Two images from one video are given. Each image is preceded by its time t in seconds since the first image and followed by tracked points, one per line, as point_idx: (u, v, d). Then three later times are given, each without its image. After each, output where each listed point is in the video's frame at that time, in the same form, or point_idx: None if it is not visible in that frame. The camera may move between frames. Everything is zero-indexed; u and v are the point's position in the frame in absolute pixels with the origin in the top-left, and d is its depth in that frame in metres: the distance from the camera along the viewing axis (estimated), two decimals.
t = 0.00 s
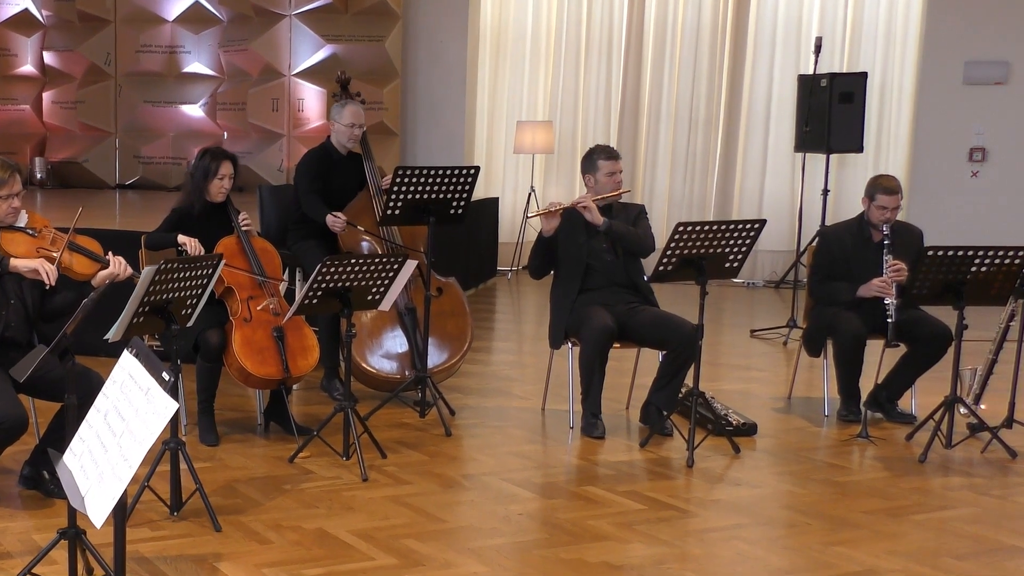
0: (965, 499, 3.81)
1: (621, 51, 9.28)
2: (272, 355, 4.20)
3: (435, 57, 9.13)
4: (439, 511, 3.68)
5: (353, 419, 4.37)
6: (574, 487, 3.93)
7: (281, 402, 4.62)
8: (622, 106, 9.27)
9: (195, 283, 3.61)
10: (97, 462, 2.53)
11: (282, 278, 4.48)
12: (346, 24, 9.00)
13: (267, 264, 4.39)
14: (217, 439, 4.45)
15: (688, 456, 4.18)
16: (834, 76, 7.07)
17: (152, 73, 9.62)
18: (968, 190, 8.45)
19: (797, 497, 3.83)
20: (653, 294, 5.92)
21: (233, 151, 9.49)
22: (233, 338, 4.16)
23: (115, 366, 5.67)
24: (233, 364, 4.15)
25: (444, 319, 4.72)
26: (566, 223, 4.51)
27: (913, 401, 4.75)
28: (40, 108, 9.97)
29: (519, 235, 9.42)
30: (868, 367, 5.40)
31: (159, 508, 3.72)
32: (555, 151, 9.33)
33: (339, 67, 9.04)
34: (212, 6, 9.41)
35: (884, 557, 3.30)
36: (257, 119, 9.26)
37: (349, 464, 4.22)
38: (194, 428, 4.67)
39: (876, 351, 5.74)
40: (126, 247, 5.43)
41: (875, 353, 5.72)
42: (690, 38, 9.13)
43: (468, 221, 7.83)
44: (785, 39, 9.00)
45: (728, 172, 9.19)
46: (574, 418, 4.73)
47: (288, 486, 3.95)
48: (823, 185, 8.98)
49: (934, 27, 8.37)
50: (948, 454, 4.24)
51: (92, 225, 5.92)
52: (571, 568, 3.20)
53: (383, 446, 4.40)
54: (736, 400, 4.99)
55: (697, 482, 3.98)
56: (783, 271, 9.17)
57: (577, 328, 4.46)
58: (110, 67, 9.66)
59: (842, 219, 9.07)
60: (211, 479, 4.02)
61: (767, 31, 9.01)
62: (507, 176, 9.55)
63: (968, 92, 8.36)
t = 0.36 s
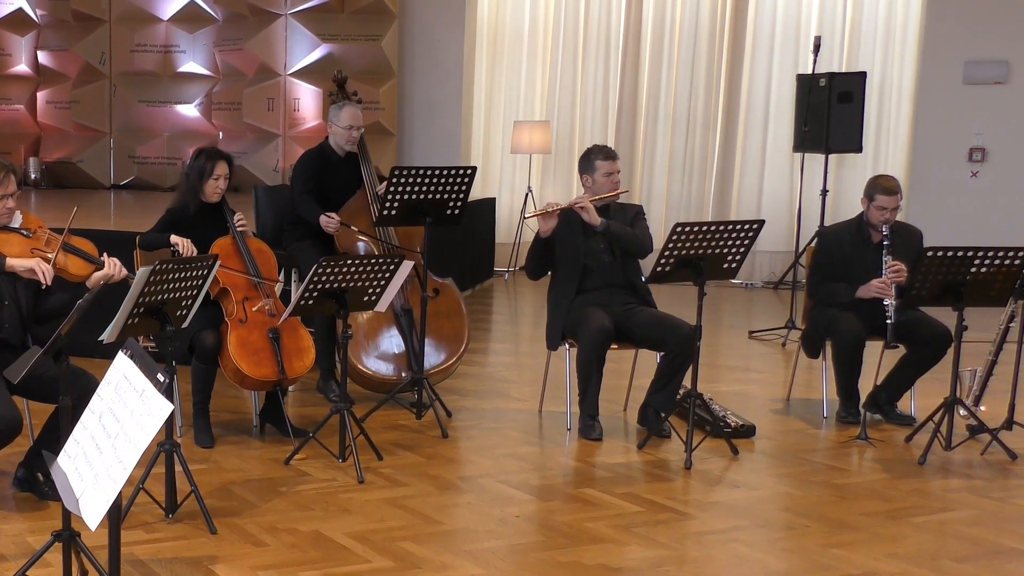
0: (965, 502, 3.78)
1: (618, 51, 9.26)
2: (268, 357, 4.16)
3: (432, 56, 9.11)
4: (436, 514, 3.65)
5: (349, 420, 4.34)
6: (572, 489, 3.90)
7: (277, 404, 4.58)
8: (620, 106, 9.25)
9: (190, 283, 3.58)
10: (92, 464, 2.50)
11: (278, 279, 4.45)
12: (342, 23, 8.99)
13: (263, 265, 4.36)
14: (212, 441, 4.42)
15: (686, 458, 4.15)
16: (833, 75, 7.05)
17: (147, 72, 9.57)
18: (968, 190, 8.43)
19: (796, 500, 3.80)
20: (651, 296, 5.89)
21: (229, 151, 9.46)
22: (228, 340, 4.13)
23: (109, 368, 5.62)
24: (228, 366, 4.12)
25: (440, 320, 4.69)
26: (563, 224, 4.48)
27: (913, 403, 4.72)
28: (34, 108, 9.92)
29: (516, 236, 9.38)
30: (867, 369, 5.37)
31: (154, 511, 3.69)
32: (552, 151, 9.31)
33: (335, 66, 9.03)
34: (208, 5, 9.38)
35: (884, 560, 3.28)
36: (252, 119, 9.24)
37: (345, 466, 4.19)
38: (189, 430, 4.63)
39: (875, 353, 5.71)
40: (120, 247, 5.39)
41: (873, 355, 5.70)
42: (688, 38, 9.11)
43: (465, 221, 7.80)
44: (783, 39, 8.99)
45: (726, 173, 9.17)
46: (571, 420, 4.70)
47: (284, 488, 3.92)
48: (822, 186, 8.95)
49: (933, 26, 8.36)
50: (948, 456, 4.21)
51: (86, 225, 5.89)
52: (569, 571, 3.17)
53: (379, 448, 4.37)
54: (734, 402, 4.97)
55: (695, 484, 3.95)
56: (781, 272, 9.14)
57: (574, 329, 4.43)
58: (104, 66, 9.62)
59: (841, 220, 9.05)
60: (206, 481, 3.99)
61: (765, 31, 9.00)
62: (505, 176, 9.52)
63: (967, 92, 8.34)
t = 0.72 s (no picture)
0: (964, 504, 3.76)
1: (616, 50, 9.23)
2: (264, 358, 4.14)
3: (429, 56, 9.07)
4: (432, 516, 3.62)
5: (346, 421, 4.31)
6: (569, 491, 3.88)
7: (272, 405, 4.55)
8: (618, 106, 9.23)
9: (185, 285, 3.55)
10: (87, 466, 2.47)
11: (274, 280, 4.42)
12: (338, 23, 8.96)
13: (258, 265, 4.33)
14: (207, 443, 4.39)
15: (685, 460, 4.13)
16: (832, 75, 7.02)
17: (142, 71, 9.54)
18: (968, 191, 8.42)
19: (795, 502, 3.78)
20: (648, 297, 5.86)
21: (224, 151, 9.43)
22: (224, 340, 4.10)
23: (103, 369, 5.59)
24: (223, 367, 4.09)
25: (437, 321, 4.66)
26: (561, 224, 4.46)
27: (912, 404, 4.70)
28: (28, 108, 9.90)
29: (513, 237, 9.36)
30: (867, 371, 5.35)
31: (149, 513, 3.66)
32: (550, 151, 9.28)
33: (331, 66, 9.00)
34: (203, 4, 9.34)
35: (883, 562, 3.26)
36: (247, 119, 9.21)
37: (342, 468, 4.16)
38: (184, 432, 4.60)
39: (874, 354, 5.69)
40: (114, 247, 5.36)
41: (873, 356, 5.68)
42: (686, 38, 9.09)
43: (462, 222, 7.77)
44: (782, 38, 8.97)
45: (724, 173, 9.15)
46: (569, 421, 4.68)
47: (280, 490, 3.89)
48: (821, 186, 8.93)
49: (933, 26, 8.34)
50: (947, 458, 4.19)
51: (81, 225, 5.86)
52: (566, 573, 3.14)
53: (376, 449, 4.34)
54: (732, 403, 4.94)
55: (693, 486, 3.93)
56: (780, 274, 9.12)
57: (572, 330, 4.41)
58: (99, 66, 9.60)
59: (839, 221, 9.03)
60: (201, 483, 3.96)
61: (764, 31, 8.97)
62: (502, 176, 9.50)
63: (968, 92, 8.32)
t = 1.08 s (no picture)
0: (964, 506, 3.74)
1: (614, 50, 9.21)
2: (259, 359, 4.11)
3: (426, 56, 9.04)
4: (428, 518, 3.60)
5: (342, 423, 4.29)
6: (566, 493, 3.85)
7: (268, 406, 4.52)
8: (616, 106, 9.21)
9: (180, 285, 3.52)
10: (81, 468, 2.44)
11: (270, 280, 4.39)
12: (334, 22, 8.93)
13: (254, 266, 4.29)
14: (203, 444, 4.35)
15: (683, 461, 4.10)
16: (831, 74, 6.99)
17: (137, 71, 9.52)
18: (968, 191, 8.40)
19: (793, 504, 3.76)
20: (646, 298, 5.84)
21: (219, 151, 9.39)
22: (219, 341, 4.07)
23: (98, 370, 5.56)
24: (218, 368, 4.06)
25: (434, 322, 4.63)
26: (558, 225, 4.44)
27: (911, 406, 4.68)
28: (23, 107, 9.88)
29: (510, 238, 9.33)
30: (866, 372, 5.33)
31: (144, 515, 3.63)
32: (547, 151, 9.25)
33: (327, 65, 8.97)
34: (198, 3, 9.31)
35: (882, 565, 3.24)
36: (243, 119, 9.18)
37: (338, 470, 4.13)
38: (179, 433, 4.57)
39: (873, 355, 5.67)
40: (107, 247, 5.33)
41: (872, 357, 5.66)
42: (684, 38, 9.06)
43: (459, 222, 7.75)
44: (781, 38, 8.94)
45: (723, 173, 9.12)
46: (566, 423, 4.65)
47: (276, 492, 3.86)
48: (820, 187, 8.91)
49: (932, 24, 8.32)
50: (947, 459, 4.17)
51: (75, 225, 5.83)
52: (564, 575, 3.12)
53: (372, 451, 4.31)
54: (731, 405, 4.92)
55: (691, 488, 3.91)
56: (778, 275, 9.10)
57: (569, 331, 4.39)
58: (94, 66, 9.57)
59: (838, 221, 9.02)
60: (196, 484, 3.93)
61: (762, 30, 8.95)
62: (499, 177, 9.48)
63: (967, 92, 8.30)
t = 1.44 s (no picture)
0: (964, 508, 3.72)
1: (612, 49, 9.19)
2: (255, 360, 4.08)
3: (423, 56, 9.01)
4: (425, 520, 3.57)
5: (338, 425, 4.26)
6: (564, 495, 3.83)
7: (263, 407, 4.49)
8: (613, 106, 9.18)
9: (176, 285, 3.49)
10: (76, 470, 2.41)
11: (265, 281, 4.36)
12: (330, 21, 8.91)
13: (250, 267, 4.27)
14: (198, 446, 4.32)
15: (681, 463, 4.08)
16: (830, 74, 6.97)
17: (131, 70, 9.48)
18: (968, 191, 8.38)
19: (792, 506, 3.74)
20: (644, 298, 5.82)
21: (215, 151, 9.36)
22: (214, 342, 4.04)
23: (93, 371, 5.53)
24: (214, 369, 4.03)
25: (430, 323, 4.60)
26: (555, 225, 4.41)
27: (911, 407, 4.66)
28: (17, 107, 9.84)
29: (507, 239, 9.30)
30: (865, 374, 5.31)
31: (139, 517, 3.60)
32: (544, 151, 9.23)
33: (323, 64, 8.95)
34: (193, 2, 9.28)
35: (882, 567, 3.21)
36: (238, 118, 9.14)
37: (334, 472, 4.10)
38: (175, 435, 4.54)
39: (871, 357, 5.65)
40: (101, 247, 5.30)
41: (871, 358, 5.64)
42: (682, 37, 9.04)
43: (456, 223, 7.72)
44: (779, 37, 8.92)
45: (721, 173, 9.10)
46: (563, 425, 4.62)
47: (271, 494, 3.83)
48: (819, 187, 8.89)
49: (931, 24, 8.30)
50: (946, 461, 4.15)
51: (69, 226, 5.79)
52: None
53: (369, 453, 4.28)
54: (729, 406, 4.90)
55: (689, 490, 3.88)
56: (777, 275, 9.07)
57: (567, 332, 4.36)
58: (88, 65, 9.54)
59: (837, 222, 8.99)
60: (192, 486, 3.90)
61: (761, 30, 8.92)
62: (495, 176, 9.44)
63: (967, 92, 8.29)
